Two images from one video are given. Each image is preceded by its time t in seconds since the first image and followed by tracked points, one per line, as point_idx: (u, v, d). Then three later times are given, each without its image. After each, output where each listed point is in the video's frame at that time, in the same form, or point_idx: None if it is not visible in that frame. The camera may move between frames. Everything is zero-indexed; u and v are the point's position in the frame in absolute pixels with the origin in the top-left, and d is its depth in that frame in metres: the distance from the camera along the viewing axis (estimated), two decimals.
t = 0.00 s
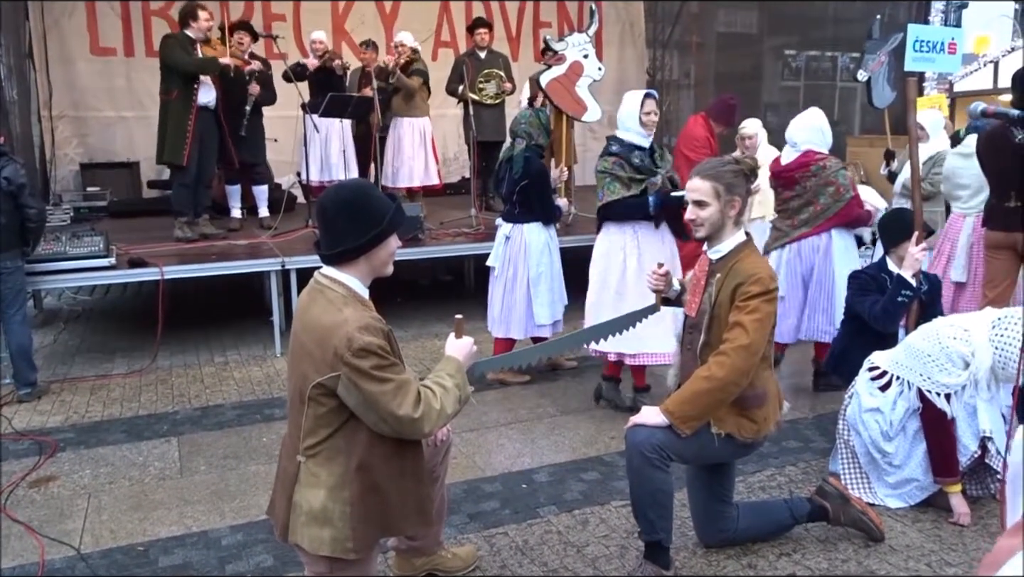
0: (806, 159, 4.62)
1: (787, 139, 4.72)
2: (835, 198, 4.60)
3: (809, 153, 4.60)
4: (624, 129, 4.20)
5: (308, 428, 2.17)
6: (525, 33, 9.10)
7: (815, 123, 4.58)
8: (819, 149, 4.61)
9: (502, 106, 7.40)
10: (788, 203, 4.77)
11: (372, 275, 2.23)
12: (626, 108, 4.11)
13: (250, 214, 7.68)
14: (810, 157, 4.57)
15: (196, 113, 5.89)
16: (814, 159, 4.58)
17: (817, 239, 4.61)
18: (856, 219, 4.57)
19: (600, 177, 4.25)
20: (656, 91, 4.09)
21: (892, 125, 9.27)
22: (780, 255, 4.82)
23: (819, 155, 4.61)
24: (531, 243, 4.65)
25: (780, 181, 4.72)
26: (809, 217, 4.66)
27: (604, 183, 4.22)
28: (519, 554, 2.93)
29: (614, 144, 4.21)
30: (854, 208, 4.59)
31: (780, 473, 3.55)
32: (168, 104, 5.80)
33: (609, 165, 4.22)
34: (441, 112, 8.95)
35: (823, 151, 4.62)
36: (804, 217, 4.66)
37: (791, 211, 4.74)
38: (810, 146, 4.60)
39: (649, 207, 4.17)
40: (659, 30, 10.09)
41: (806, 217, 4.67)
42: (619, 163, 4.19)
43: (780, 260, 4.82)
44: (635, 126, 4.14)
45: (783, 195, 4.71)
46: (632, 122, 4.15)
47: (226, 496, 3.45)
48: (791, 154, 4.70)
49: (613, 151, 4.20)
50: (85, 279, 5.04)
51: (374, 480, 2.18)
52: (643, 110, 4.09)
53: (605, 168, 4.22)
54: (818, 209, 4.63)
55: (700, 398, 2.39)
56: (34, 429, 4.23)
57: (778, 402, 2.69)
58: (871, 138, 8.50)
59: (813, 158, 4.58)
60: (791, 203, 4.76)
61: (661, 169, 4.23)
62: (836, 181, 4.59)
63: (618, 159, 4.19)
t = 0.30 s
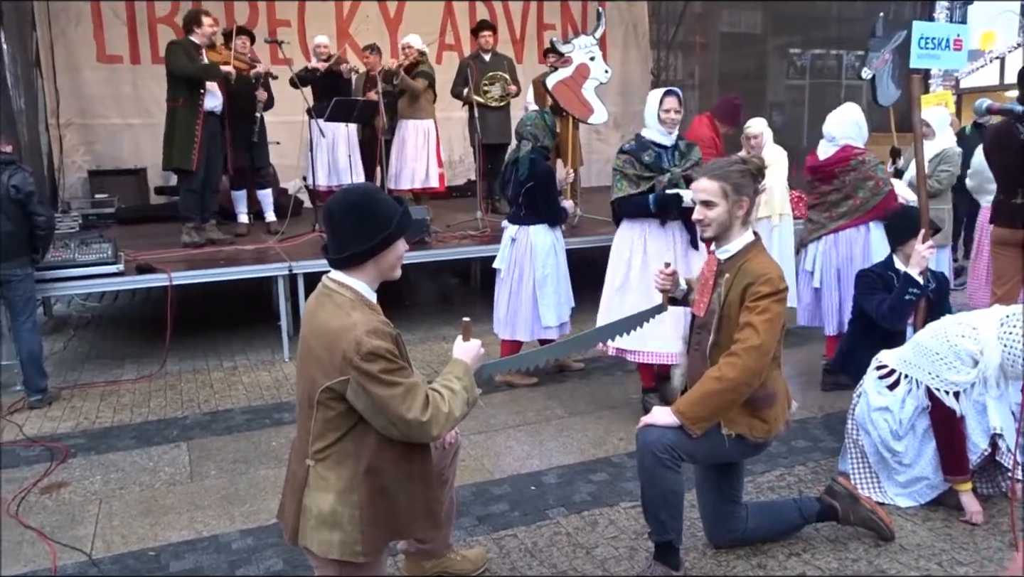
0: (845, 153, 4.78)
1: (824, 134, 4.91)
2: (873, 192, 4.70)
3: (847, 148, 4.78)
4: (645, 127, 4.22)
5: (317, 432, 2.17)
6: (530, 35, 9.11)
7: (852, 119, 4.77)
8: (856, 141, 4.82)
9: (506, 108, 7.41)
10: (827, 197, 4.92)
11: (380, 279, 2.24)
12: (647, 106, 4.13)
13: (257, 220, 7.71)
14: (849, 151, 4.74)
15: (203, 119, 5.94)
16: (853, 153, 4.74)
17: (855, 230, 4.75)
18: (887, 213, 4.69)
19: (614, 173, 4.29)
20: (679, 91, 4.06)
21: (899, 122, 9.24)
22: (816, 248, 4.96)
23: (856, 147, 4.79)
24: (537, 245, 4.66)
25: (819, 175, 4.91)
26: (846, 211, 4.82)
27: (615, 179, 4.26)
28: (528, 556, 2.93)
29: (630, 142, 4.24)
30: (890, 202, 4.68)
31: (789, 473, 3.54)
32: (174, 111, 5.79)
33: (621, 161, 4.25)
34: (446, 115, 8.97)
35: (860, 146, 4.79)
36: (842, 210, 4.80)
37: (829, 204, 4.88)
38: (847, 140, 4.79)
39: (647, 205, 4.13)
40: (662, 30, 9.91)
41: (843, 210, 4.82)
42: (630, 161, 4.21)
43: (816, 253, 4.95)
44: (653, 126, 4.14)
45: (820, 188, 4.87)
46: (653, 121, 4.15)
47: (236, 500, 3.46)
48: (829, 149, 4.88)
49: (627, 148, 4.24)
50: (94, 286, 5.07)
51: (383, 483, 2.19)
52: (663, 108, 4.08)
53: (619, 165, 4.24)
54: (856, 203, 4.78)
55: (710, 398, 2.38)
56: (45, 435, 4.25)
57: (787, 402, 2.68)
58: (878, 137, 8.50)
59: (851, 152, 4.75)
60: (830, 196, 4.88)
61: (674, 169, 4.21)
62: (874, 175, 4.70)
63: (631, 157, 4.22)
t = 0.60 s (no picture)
0: (872, 156, 4.64)
1: (854, 136, 4.77)
2: (899, 195, 4.61)
3: (876, 150, 4.63)
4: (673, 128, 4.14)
5: (325, 435, 2.18)
6: (535, 37, 9.11)
7: (881, 120, 4.63)
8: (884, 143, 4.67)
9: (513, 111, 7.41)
10: (854, 198, 4.80)
11: (387, 282, 2.25)
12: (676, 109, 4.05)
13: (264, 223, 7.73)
14: (878, 154, 4.59)
15: (211, 125, 5.94)
16: (881, 156, 4.59)
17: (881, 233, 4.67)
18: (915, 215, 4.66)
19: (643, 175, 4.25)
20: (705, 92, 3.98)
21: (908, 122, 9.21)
22: (843, 246, 4.90)
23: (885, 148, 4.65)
24: (544, 247, 4.66)
25: (845, 177, 4.77)
26: (873, 213, 4.72)
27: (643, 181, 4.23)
28: (537, 559, 2.93)
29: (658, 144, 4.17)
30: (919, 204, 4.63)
31: (798, 475, 3.53)
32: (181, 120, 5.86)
33: (649, 162, 4.19)
34: (453, 117, 8.99)
35: (889, 150, 4.63)
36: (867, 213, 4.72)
37: (856, 206, 4.78)
38: (875, 143, 4.66)
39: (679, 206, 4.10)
40: (668, 30, 9.55)
41: (870, 213, 4.72)
42: (658, 162, 4.14)
43: (842, 251, 4.89)
44: (681, 129, 4.07)
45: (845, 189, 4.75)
46: (680, 124, 4.07)
47: (245, 503, 3.48)
48: (858, 151, 4.75)
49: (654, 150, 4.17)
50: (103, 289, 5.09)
51: (391, 486, 2.19)
52: (692, 110, 4.02)
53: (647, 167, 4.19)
54: (882, 206, 4.68)
55: (718, 400, 2.38)
56: (54, 438, 4.27)
57: (795, 404, 2.68)
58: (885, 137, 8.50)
59: (880, 155, 4.60)
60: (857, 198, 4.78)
61: (702, 170, 4.15)
62: (900, 178, 4.58)
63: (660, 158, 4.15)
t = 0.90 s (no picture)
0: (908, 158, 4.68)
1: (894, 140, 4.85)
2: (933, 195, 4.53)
3: (912, 151, 4.68)
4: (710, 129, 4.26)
5: (333, 436, 2.18)
6: (543, 40, 9.12)
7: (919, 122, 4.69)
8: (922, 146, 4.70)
9: (520, 113, 7.41)
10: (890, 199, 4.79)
11: (395, 283, 2.25)
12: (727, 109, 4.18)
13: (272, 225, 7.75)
14: (914, 155, 4.63)
15: (219, 126, 5.97)
16: (916, 157, 4.64)
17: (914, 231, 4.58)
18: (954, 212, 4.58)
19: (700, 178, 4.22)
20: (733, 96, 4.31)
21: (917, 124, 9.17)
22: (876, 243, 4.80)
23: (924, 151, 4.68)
24: (551, 249, 4.65)
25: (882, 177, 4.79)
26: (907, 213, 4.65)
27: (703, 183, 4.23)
28: (544, 561, 2.93)
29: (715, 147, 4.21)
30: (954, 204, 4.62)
31: (806, 478, 3.52)
32: (190, 121, 5.86)
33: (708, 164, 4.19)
34: (460, 120, 9.00)
35: (926, 151, 4.68)
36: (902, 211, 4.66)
37: (891, 205, 4.74)
38: (913, 145, 4.69)
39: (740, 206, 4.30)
40: (677, 33, 9.79)
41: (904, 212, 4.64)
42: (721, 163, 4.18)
43: (875, 248, 4.78)
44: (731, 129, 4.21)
45: (882, 189, 4.75)
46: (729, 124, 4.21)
47: (252, 504, 3.48)
48: (895, 153, 4.81)
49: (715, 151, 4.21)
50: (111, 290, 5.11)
51: (398, 487, 2.19)
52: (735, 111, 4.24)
53: (706, 168, 4.20)
54: (915, 206, 4.61)
55: (727, 403, 2.37)
56: (63, 439, 4.28)
57: (804, 406, 2.66)
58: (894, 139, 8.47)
59: (915, 156, 4.65)
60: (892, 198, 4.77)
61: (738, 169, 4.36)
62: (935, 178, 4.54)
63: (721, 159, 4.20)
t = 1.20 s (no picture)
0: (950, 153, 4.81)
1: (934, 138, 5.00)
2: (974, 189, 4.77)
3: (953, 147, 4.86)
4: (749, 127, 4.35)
5: (337, 436, 2.18)
6: (547, 40, 9.11)
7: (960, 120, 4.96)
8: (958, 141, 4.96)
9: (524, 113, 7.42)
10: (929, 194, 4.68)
11: (400, 283, 2.25)
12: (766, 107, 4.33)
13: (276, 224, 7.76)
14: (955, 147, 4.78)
15: (224, 125, 5.98)
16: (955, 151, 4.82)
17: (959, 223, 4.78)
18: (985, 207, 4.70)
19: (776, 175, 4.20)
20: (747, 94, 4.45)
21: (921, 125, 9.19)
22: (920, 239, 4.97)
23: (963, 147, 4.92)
24: (555, 249, 4.65)
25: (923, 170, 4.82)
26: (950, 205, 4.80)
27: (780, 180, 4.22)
28: (547, 561, 2.93)
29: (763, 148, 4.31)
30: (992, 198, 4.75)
31: (810, 479, 3.51)
32: (194, 117, 5.87)
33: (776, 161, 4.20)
34: (465, 120, 9.01)
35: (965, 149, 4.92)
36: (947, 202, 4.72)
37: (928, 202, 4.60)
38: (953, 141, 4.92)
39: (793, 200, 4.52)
40: (680, 33, 9.55)
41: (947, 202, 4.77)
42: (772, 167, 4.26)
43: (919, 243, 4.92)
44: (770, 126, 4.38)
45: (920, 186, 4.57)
46: (769, 121, 4.38)
47: (256, 503, 3.49)
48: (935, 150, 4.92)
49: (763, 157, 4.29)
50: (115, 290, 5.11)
51: (402, 487, 2.19)
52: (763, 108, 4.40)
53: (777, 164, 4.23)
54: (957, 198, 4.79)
55: (731, 404, 2.37)
56: (67, 438, 4.29)
57: (808, 407, 2.66)
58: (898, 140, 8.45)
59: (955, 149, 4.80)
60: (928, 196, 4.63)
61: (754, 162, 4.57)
62: (973, 174, 4.78)
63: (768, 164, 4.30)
